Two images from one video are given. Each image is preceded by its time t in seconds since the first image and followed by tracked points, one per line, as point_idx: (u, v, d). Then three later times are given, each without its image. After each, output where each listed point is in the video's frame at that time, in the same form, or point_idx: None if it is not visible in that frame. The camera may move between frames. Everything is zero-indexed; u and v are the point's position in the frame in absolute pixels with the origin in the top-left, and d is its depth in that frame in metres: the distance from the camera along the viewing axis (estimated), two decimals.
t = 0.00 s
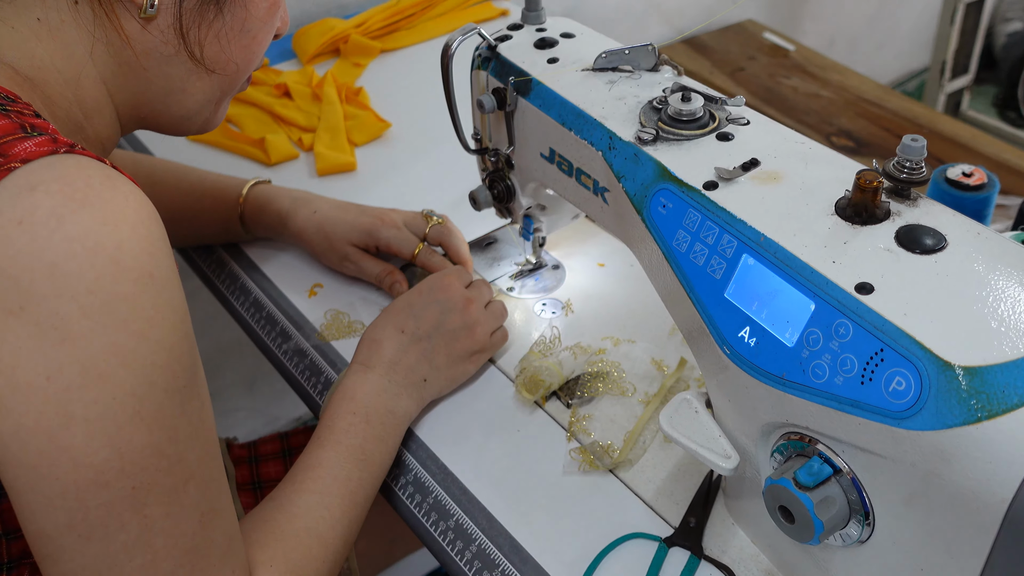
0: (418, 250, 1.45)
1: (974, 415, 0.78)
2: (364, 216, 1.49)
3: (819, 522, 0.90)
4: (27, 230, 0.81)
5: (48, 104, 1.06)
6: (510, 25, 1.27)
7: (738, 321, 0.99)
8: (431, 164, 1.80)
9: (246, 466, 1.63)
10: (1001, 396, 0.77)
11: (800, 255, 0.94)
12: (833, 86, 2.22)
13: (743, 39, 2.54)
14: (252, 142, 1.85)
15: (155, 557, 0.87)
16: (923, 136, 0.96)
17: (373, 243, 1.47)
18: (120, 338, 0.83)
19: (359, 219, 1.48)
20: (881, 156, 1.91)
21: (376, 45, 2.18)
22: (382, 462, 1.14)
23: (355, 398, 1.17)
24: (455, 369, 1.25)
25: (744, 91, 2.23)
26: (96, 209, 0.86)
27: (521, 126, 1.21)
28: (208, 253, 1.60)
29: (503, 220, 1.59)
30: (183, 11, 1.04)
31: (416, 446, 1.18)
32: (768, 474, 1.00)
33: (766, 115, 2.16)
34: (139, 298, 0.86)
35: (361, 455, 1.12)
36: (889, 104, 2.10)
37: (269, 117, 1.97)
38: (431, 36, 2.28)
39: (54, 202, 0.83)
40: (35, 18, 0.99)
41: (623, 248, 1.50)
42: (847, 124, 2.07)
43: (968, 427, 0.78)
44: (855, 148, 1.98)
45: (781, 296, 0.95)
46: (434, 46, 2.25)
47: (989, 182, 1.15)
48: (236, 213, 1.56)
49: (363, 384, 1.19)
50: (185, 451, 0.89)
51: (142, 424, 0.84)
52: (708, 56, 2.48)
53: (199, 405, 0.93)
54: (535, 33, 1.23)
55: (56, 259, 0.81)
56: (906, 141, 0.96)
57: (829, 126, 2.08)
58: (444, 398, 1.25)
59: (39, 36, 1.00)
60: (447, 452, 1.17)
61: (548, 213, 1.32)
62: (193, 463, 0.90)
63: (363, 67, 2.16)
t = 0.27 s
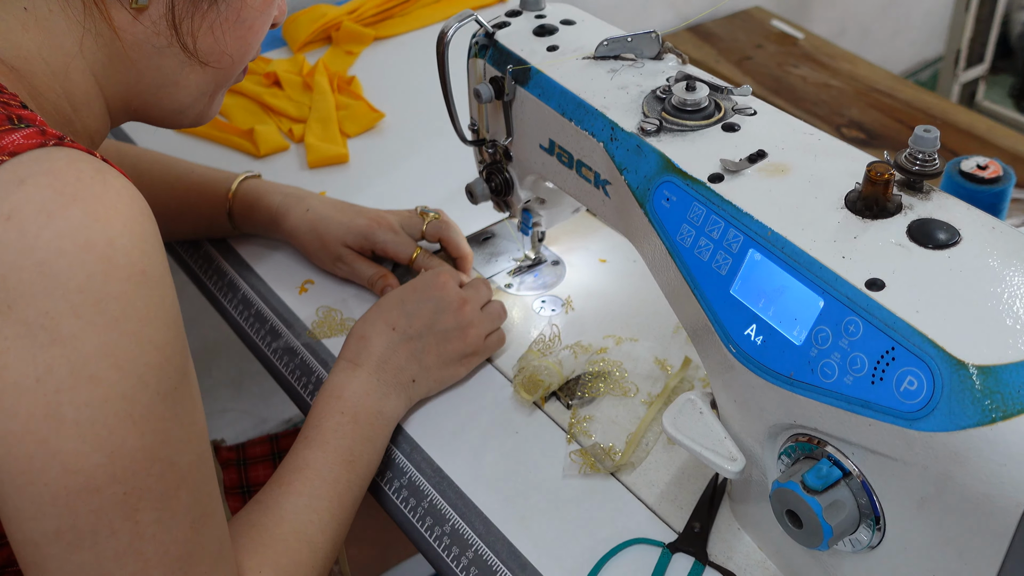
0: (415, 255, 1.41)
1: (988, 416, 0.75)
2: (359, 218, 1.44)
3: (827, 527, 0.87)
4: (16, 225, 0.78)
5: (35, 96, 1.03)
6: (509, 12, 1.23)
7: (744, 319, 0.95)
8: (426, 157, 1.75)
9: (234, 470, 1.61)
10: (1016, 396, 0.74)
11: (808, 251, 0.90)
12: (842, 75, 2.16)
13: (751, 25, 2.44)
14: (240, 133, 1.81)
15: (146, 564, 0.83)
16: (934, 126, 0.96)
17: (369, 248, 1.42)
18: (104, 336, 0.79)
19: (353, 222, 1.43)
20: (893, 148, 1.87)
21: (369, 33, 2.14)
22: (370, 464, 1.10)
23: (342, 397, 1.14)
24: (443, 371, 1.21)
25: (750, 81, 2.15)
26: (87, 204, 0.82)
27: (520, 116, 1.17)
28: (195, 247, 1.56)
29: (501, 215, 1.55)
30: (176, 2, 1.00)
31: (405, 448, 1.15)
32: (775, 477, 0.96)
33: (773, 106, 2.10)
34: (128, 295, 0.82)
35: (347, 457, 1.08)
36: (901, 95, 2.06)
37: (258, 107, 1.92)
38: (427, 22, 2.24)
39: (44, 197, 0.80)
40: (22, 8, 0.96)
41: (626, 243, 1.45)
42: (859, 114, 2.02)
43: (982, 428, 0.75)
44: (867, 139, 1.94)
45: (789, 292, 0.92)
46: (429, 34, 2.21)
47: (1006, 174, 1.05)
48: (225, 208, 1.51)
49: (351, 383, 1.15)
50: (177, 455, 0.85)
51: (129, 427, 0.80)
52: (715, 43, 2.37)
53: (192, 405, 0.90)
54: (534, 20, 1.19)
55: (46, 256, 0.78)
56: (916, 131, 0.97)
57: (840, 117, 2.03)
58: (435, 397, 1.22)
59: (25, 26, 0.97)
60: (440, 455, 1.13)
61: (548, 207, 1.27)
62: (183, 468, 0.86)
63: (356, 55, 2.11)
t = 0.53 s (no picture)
0: (412, 249, 1.36)
1: (1009, 419, 0.71)
2: (352, 214, 1.39)
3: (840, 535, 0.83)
4: None
5: (18, 88, 0.98)
6: None
7: (753, 318, 0.91)
8: (422, 150, 1.71)
9: (220, 475, 1.58)
10: None
11: (821, 247, 0.86)
12: (857, 63, 2.13)
13: (760, 12, 2.38)
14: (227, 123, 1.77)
15: None
16: (953, 118, 0.88)
17: (361, 244, 1.37)
18: (85, 339, 0.75)
19: (344, 220, 1.38)
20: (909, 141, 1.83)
21: (362, 19, 2.08)
22: (359, 470, 1.06)
23: (331, 400, 1.09)
24: (433, 376, 1.16)
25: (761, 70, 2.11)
26: (73, 199, 0.78)
27: (519, 106, 1.13)
28: (181, 244, 1.51)
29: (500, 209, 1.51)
30: None
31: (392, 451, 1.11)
32: (785, 483, 0.92)
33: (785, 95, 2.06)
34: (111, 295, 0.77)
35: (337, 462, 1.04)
36: (919, 84, 2.04)
37: (247, 96, 1.88)
38: (423, 8, 2.19)
39: (28, 192, 0.76)
40: None
41: (630, 238, 1.41)
42: (874, 104, 1.99)
43: (1002, 432, 0.72)
44: (882, 131, 1.89)
45: (801, 290, 0.87)
46: (427, 21, 2.16)
47: None
48: (210, 205, 1.46)
49: (339, 385, 1.11)
50: (166, 461, 0.81)
51: (111, 432, 0.76)
52: (722, 31, 2.31)
53: (178, 406, 0.84)
54: (535, 6, 1.15)
55: (30, 254, 0.74)
56: (935, 125, 0.89)
57: (854, 107, 1.98)
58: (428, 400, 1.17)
59: (9, 13, 0.93)
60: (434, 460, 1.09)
61: (548, 201, 1.23)
62: (172, 474, 0.82)
63: (348, 41, 2.07)
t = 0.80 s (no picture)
0: (407, 232, 1.31)
1: None
2: (342, 202, 1.35)
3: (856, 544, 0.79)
4: None
5: None
6: None
7: (765, 317, 0.87)
8: (426, 142, 1.66)
9: (209, 480, 1.51)
10: None
11: (836, 243, 0.82)
12: (873, 51, 2.02)
13: None
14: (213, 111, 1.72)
15: None
16: (975, 109, 0.88)
17: (354, 234, 1.34)
18: (68, 338, 0.70)
19: (336, 209, 1.34)
20: (928, 131, 1.77)
21: (355, 5, 2.03)
22: (367, 477, 1.02)
23: (334, 406, 1.04)
24: (450, 374, 1.12)
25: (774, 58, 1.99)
26: (54, 192, 0.74)
27: (521, 95, 1.08)
28: (165, 238, 1.46)
29: (499, 203, 1.46)
30: None
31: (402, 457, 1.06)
32: (799, 489, 0.88)
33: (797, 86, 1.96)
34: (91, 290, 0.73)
35: (342, 470, 1.00)
36: (937, 73, 1.94)
37: (235, 84, 1.83)
38: None
39: (5, 184, 0.72)
40: None
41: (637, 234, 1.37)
42: (889, 93, 1.89)
43: None
44: (901, 121, 1.84)
45: (815, 288, 0.83)
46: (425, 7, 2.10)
47: None
48: (196, 198, 1.42)
49: (345, 389, 1.06)
50: (153, 467, 0.77)
51: (94, 437, 0.71)
52: (732, 15, 2.18)
53: (169, 412, 0.81)
54: None
55: (8, 249, 0.69)
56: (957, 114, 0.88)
57: (870, 96, 1.91)
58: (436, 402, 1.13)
59: None
60: (442, 466, 1.04)
61: (551, 194, 1.18)
62: (160, 480, 0.78)
63: (341, 27, 2.02)
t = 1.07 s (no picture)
0: (401, 236, 1.27)
1: None
2: (334, 200, 1.29)
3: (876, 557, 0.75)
4: None
5: None
6: None
7: (778, 317, 0.82)
8: (426, 134, 1.61)
9: (192, 489, 1.48)
10: None
11: (855, 240, 0.77)
12: (892, 37, 2.00)
13: None
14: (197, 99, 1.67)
15: None
16: (1000, 97, 0.80)
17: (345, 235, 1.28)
18: (47, 342, 0.66)
19: (326, 207, 1.28)
20: (950, 121, 1.72)
21: None
22: (364, 485, 0.97)
23: (327, 410, 1.00)
24: (449, 374, 1.07)
25: (787, 43, 2.02)
26: (33, 185, 0.69)
27: (522, 83, 1.04)
28: (148, 233, 1.42)
29: (499, 197, 1.42)
30: None
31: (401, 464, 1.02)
32: (815, 499, 0.84)
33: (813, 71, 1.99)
34: (75, 288, 0.68)
35: (337, 477, 0.95)
36: (961, 61, 1.89)
37: (222, 71, 1.77)
38: None
39: None
40: None
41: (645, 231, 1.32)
42: (910, 81, 1.89)
43: None
44: (921, 110, 1.79)
45: (832, 288, 0.78)
46: None
47: None
48: (180, 191, 1.36)
49: (338, 392, 1.01)
50: (139, 477, 0.72)
51: (77, 446, 0.67)
52: None
53: (154, 419, 0.76)
54: None
55: None
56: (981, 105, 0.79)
57: (888, 84, 1.89)
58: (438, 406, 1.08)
59: None
60: (444, 474, 1.00)
61: (554, 187, 1.14)
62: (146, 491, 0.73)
63: (331, 10, 1.94)
